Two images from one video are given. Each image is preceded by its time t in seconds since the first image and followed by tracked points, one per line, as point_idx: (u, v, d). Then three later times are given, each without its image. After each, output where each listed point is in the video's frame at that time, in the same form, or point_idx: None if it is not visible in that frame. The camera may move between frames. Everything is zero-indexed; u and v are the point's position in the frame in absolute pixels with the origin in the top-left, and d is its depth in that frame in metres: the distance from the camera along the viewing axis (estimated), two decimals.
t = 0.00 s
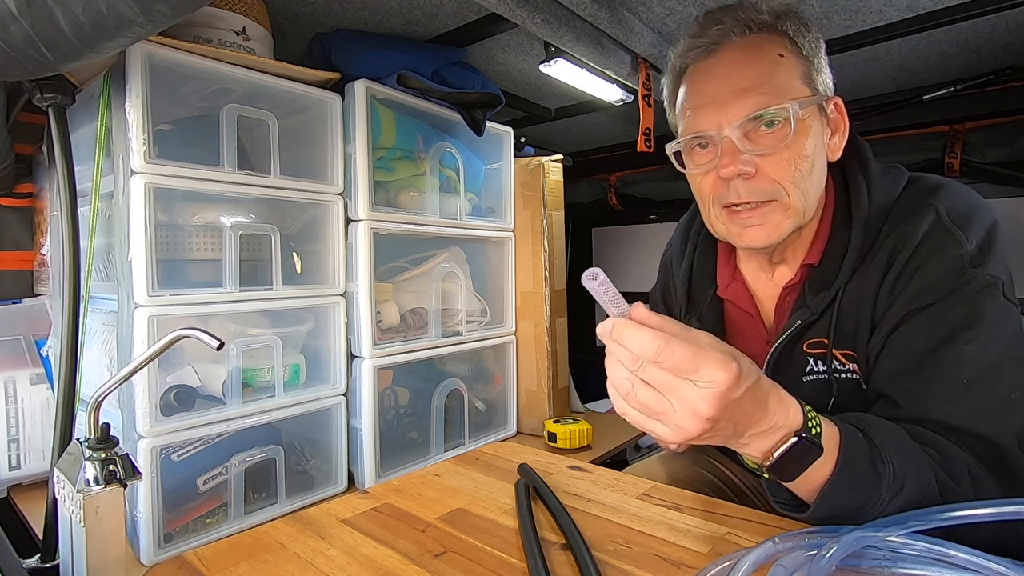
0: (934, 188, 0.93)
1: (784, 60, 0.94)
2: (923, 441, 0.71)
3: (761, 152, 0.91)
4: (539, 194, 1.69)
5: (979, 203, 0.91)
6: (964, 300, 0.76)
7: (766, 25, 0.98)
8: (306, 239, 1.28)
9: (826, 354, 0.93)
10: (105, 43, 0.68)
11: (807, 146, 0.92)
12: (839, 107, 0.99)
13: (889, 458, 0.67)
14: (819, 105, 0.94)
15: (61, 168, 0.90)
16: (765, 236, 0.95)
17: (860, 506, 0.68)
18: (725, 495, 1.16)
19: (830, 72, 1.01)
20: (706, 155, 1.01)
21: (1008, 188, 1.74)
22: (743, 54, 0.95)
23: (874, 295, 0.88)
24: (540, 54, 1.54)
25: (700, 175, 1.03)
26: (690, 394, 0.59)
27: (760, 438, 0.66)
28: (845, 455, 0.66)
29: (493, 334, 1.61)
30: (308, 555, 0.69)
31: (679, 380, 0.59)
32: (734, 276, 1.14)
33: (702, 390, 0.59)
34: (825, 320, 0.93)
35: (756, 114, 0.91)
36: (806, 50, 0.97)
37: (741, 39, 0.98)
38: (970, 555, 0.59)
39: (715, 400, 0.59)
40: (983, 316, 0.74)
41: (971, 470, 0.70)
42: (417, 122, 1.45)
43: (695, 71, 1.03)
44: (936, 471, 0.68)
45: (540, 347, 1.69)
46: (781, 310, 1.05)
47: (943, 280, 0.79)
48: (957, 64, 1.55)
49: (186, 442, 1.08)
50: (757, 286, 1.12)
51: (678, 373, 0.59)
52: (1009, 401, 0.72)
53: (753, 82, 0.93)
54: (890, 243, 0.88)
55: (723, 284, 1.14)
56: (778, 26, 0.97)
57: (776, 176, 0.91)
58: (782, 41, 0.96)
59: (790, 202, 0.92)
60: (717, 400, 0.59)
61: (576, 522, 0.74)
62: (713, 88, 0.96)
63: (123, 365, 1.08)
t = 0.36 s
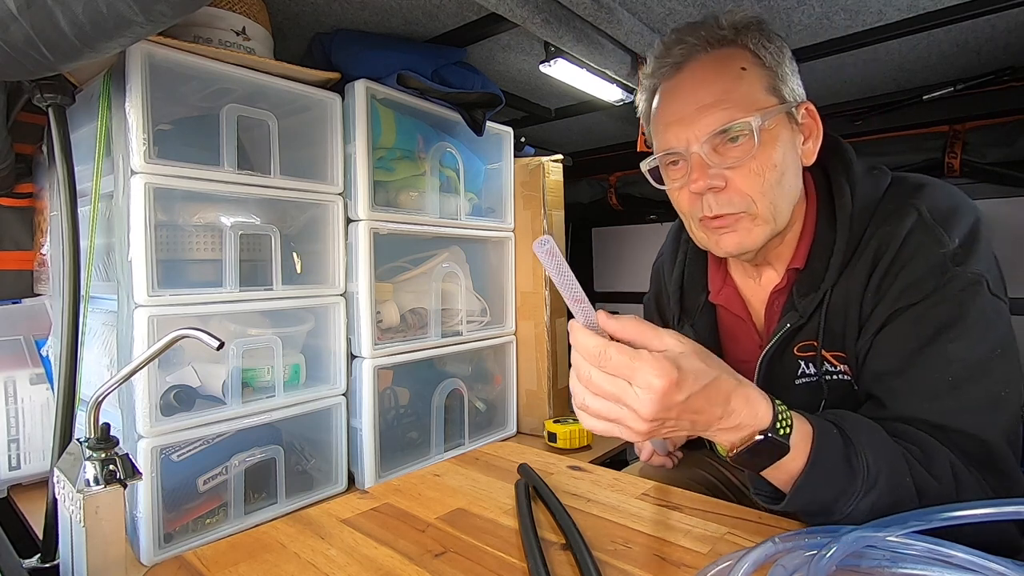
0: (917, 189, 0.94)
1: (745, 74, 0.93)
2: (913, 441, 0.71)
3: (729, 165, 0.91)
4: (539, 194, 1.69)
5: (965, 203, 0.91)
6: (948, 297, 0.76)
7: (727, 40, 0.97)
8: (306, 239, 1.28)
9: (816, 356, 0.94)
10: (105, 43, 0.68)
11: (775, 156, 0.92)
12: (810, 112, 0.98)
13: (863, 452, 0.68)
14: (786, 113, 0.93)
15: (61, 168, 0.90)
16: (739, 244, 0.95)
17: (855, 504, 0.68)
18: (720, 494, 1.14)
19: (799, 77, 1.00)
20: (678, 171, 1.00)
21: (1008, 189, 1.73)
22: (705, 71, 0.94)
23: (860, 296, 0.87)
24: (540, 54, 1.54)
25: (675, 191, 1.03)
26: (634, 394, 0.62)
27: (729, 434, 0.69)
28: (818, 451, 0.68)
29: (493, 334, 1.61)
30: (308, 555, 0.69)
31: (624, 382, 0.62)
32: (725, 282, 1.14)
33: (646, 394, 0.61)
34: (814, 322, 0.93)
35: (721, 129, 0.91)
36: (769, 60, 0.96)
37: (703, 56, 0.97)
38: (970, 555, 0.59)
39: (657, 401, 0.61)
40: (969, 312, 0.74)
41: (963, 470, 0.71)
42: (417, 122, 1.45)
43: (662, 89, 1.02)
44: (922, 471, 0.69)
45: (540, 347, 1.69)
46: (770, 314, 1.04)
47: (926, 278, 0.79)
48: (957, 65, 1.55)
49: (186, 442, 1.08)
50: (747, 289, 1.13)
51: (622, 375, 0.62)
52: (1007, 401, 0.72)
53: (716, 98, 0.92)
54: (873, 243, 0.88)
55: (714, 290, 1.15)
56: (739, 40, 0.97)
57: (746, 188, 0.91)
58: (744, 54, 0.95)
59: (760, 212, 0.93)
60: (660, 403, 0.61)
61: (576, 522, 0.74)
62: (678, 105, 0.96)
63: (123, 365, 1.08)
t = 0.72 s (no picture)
0: (909, 187, 0.93)
1: (732, 79, 0.93)
2: (909, 441, 0.71)
3: (718, 170, 0.91)
4: (539, 195, 1.69)
5: (959, 202, 0.90)
6: (940, 297, 0.76)
7: (712, 46, 0.98)
8: (306, 239, 1.28)
9: (811, 357, 0.95)
10: (105, 43, 0.68)
11: (764, 159, 0.92)
12: (799, 114, 0.98)
13: (853, 457, 0.69)
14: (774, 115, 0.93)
15: (61, 168, 0.90)
16: (732, 248, 0.95)
17: (850, 506, 0.68)
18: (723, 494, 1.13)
19: (786, 79, 1.00)
20: (669, 176, 1.00)
21: (1008, 189, 1.73)
22: (692, 76, 0.94)
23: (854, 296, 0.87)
24: (540, 54, 1.54)
25: (667, 195, 1.03)
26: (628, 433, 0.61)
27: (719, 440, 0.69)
28: (807, 460, 0.68)
29: (493, 334, 1.61)
30: (308, 555, 0.69)
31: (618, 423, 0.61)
32: (722, 283, 1.14)
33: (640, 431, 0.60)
34: (808, 323, 0.94)
35: (708, 134, 0.91)
36: (755, 64, 0.96)
37: (689, 63, 0.98)
38: (970, 555, 0.59)
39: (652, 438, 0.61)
40: (962, 312, 0.74)
41: (959, 469, 0.71)
42: (417, 122, 1.45)
43: (651, 95, 1.02)
44: (917, 472, 0.69)
45: (540, 348, 1.69)
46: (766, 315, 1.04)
47: (919, 278, 0.79)
48: (957, 64, 1.55)
49: (187, 442, 1.08)
50: (743, 290, 1.13)
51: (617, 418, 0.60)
52: (1005, 401, 0.72)
53: (703, 104, 0.92)
54: (866, 244, 0.88)
55: (710, 292, 1.14)
56: (724, 46, 0.97)
57: (736, 192, 0.91)
58: (730, 59, 0.95)
59: (750, 216, 0.93)
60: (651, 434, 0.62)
61: (576, 522, 0.74)
62: (666, 111, 0.96)
63: (123, 365, 1.08)
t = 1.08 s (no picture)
0: (910, 186, 0.93)
1: (729, 81, 0.92)
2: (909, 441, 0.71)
3: (713, 173, 0.92)
4: (539, 194, 1.69)
5: (960, 202, 0.90)
6: (939, 295, 0.76)
7: (712, 45, 0.97)
8: (306, 239, 1.28)
9: (815, 356, 0.95)
10: (104, 43, 0.68)
11: (761, 161, 0.92)
12: (800, 113, 0.97)
13: (832, 455, 0.69)
14: (772, 116, 0.92)
15: (61, 168, 0.90)
16: (727, 249, 0.96)
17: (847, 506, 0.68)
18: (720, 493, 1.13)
19: (789, 77, 0.99)
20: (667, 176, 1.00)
21: (1008, 189, 1.73)
22: (690, 78, 0.94)
23: (854, 295, 0.88)
24: (540, 54, 1.54)
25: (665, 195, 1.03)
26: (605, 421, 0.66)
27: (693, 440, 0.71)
28: (783, 460, 0.68)
29: (493, 335, 1.61)
30: (308, 555, 0.69)
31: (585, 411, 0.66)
32: (725, 282, 1.15)
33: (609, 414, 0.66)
34: (810, 322, 0.94)
35: (703, 138, 0.91)
36: (755, 64, 0.95)
37: (688, 63, 0.97)
38: (970, 555, 0.59)
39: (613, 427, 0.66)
40: (961, 311, 0.74)
41: (956, 471, 0.71)
42: (417, 122, 1.45)
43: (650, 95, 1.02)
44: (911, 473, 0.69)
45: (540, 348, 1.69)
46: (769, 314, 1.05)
47: (918, 277, 0.79)
48: (957, 64, 1.55)
49: (187, 442, 1.08)
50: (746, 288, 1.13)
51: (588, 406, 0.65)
52: (1004, 399, 0.73)
53: (699, 106, 0.92)
54: (866, 243, 0.88)
55: (713, 290, 1.14)
56: (724, 46, 0.96)
57: (730, 194, 0.92)
58: (730, 59, 0.94)
59: (745, 217, 0.93)
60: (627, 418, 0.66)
61: (576, 522, 0.74)
62: (663, 113, 0.96)
63: (123, 365, 1.08)
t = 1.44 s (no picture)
0: (919, 186, 0.92)
1: (749, 74, 0.92)
2: (912, 440, 0.71)
3: (730, 168, 0.92)
4: (539, 194, 1.69)
5: (968, 202, 0.90)
6: (947, 296, 0.76)
7: (731, 38, 0.96)
8: (306, 239, 1.28)
9: (818, 353, 0.94)
10: (105, 43, 0.68)
11: (778, 157, 0.92)
12: (816, 110, 0.97)
13: (845, 454, 0.69)
14: (790, 112, 0.93)
15: (61, 168, 0.90)
16: (738, 246, 0.96)
17: (847, 505, 0.68)
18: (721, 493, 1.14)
19: (807, 74, 0.99)
20: (681, 170, 1.01)
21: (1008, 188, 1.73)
22: (708, 71, 0.94)
23: (860, 294, 0.87)
24: (540, 54, 1.54)
25: (679, 189, 1.04)
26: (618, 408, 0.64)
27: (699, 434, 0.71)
28: (797, 457, 0.68)
29: (493, 334, 1.61)
30: (308, 555, 0.69)
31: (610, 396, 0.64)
32: (730, 277, 1.14)
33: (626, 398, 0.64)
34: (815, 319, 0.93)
35: (722, 132, 0.91)
36: (774, 59, 0.95)
37: (705, 55, 0.96)
38: (970, 555, 0.59)
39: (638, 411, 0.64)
40: (968, 312, 0.74)
41: (961, 470, 0.71)
42: (417, 122, 1.45)
43: (666, 87, 1.01)
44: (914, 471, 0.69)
45: (540, 347, 1.69)
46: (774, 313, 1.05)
47: (926, 277, 0.79)
48: (957, 64, 1.55)
49: (187, 442, 1.08)
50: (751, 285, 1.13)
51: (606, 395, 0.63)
52: (1005, 400, 0.73)
53: (717, 101, 0.91)
54: (873, 242, 0.87)
55: (718, 286, 1.15)
56: (743, 39, 0.95)
57: (746, 191, 0.92)
58: (749, 53, 0.94)
59: (760, 215, 0.93)
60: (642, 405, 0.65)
61: (576, 522, 0.74)
62: (680, 107, 0.95)
63: (123, 365, 1.08)
